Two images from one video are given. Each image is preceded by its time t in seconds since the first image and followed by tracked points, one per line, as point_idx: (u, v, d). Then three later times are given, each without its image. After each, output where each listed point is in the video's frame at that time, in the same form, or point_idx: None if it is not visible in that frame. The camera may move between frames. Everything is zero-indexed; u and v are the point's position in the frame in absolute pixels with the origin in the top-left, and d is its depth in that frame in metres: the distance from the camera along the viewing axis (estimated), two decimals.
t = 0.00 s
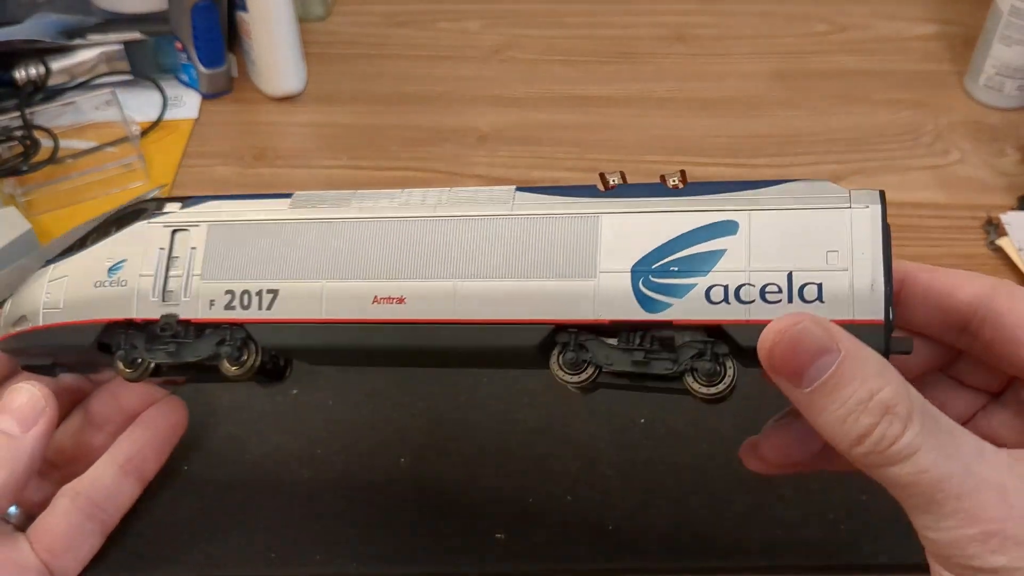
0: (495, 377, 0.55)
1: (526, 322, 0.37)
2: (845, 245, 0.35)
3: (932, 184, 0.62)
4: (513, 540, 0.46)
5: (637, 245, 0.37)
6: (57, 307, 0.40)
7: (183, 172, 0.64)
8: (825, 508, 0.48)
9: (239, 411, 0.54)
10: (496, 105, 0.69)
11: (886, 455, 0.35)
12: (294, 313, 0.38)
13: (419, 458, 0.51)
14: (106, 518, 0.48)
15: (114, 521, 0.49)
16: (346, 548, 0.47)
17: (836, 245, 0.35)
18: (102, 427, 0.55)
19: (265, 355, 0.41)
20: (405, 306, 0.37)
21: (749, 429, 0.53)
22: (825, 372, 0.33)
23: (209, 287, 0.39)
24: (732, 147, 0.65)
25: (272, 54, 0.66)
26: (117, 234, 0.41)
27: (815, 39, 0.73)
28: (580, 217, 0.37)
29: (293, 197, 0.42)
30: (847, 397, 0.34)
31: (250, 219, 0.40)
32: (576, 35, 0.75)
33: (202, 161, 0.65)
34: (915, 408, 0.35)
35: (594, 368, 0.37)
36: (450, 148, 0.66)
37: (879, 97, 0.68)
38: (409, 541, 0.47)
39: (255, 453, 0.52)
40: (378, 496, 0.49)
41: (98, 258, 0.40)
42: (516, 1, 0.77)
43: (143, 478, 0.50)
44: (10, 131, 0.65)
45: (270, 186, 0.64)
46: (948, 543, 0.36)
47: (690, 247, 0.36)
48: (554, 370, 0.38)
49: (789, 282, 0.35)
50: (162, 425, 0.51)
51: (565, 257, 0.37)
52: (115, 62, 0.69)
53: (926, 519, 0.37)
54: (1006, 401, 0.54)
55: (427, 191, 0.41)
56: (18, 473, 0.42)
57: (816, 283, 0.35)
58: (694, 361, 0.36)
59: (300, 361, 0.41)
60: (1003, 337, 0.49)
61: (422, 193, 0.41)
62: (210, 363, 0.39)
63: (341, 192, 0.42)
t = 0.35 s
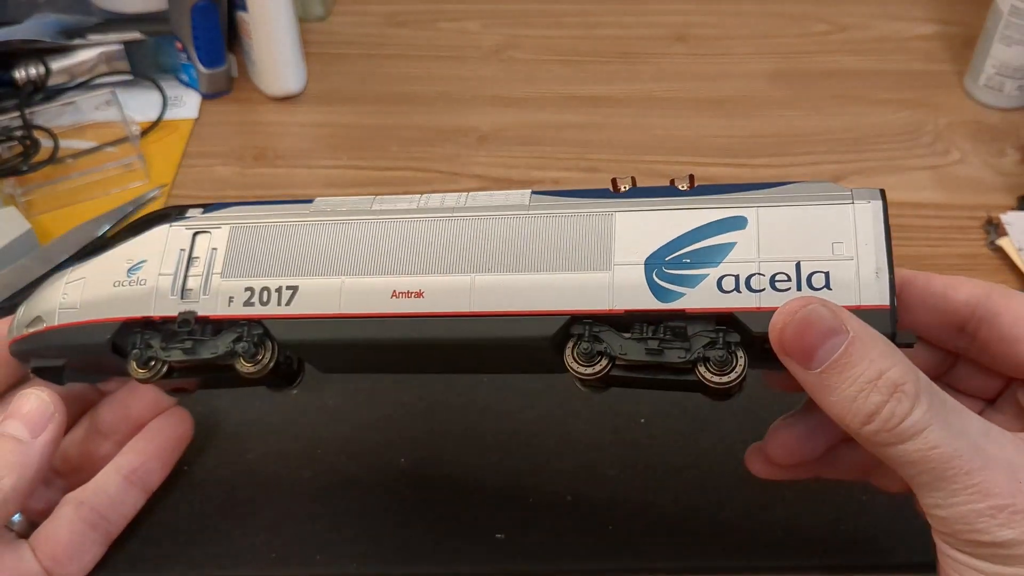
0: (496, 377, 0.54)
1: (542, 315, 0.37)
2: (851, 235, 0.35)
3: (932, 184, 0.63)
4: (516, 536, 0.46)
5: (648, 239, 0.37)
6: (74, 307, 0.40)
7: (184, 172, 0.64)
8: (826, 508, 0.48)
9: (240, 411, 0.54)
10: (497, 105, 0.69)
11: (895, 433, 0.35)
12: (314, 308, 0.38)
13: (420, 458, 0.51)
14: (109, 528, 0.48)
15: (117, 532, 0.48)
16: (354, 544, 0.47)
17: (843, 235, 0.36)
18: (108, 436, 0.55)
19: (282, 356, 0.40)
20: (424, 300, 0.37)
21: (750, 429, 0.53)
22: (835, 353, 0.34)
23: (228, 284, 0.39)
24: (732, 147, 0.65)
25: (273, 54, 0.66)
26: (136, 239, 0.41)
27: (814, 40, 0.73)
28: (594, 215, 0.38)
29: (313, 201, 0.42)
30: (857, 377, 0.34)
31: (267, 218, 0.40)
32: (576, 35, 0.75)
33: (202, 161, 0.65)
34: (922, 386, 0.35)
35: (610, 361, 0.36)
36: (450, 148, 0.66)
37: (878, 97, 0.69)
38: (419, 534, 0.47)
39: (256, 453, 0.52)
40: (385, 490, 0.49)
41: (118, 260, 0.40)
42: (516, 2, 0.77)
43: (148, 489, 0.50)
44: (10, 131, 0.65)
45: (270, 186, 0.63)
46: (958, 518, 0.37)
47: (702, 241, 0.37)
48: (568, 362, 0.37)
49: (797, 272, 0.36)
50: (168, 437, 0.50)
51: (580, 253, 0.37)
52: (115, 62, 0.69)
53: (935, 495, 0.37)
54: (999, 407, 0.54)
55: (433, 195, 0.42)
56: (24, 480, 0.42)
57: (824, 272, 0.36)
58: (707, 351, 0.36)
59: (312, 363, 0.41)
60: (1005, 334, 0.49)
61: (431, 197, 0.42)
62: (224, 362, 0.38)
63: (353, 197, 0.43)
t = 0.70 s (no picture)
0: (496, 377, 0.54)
1: (542, 315, 0.37)
2: (850, 236, 0.36)
3: (932, 184, 0.63)
4: (515, 537, 0.46)
5: (648, 240, 0.37)
6: (74, 308, 0.40)
7: (184, 172, 0.64)
8: (824, 508, 0.48)
9: (240, 411, 0.54)
10: (497, 105, 0.69)
11: (895, 433, 0.35)
12: (313, 309, 0.38)
13: (419, 457, 0.51)
14: (110, 529, 0.48)
15: (117, 533, 0.48)
16: (355, 544, 0.47)
17: (842, 236, 0.36)
18: (107, 437, 0.55)
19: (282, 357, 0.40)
20: (425, 300, 0.37)
21: (750, 429, 0.53)
22: (836, 353, 0.34)
23: (229, 285, 0.39)
24: (732, 147, 0.65)
25: (273, 54, 0.66)
26: (136, 239, 0.41)
27: (814, 40, 0.73)
28: (594, 217, 0.38)
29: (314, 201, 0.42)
30: (857, 377, 0.34)
31: (268, 218, 0.40)
32: (576, 35, 0.75)
33: (202, 161, 0.65)
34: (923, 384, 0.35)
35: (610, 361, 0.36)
36: (450, 148, 0.66)
37: (878, 97, 0.69)
38: (420, 534, 0.47)
39: (256, 453, 0.52)
40: (386, 490, 0.49)
41: (117, 261, 0.40)
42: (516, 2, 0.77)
43: (149, 490, 0.50)
44: (10, 131, 0.65)
45: (270, 186, 0.63)
46: (959, 518, 0.37)
47: (702, 241, 0.37)
48: (569, 363, 0.37)
49: (797, 272, 0.36)
50: (169, 437, 0.50)
51: (581, 254, 0.37)
52: (115, 62, 0.69)
53: (936, 495, 0.37)
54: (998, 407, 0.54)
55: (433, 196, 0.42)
56: (23, 482, 0.42)
57: (824, 273, 0.36)
58: (707, 351, 0.36)
59: (313, 364, 0.41)
60: (1003, 333, 0.49)
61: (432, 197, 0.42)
62: (225, 362, 0.38)
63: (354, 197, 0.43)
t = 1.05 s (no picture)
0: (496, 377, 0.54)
1: (543, 315, 0.37)
2: (850, 236, 0.36)
3: (931, 184, 0.63)
4: (514, 537, 0.46)
5: (649, 239, 0.37)
6: (73, 307, 0.40)
7: (184, 172, 0.64)
8: (824, 508, 0.48)
9: (240, 411, 0.54)
10: (497, 105, 0.69)
11: (896, 433, 0.35)
12: (313, 309, 0.38)
13: (419, 457, 0.51)
14: (108, 529, 0.48)
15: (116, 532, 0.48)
16: (355, 544, 0.47)
17: (842, 236, 0.36)
18: (107, 437, 0.55)
19: (282, 356, 0.40)
20: (426, 300, 0.37)
21: (750, 429, 0.53)
22: (836, 353, 0.34)
23: (230, 285, 0.39)
24: (732, 147, 0.65)
25: (272, 54, 0.66)
26: (138, 237, 0.41)
27: (814, 39, 0.73)
28: (597, 218, 0.38)
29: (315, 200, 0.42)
30: (857, 377, 0.34)
31: (269, 218, 0.40)
32: (576, 35, 0.75)
33: (202, 161, 0.65)
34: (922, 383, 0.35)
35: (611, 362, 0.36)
36: (450, 148, 0.66)
37: (878, 98, 0.69)
38: (420, 534, 0.47)
39: (256, 453, 0.52)
40: (386, 490, 0.49)
41: (118, 260, 0.40)
42: (516, 2, 0.77)
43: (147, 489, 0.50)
44: (10, 131, 0.65)
45: (270, 186, 0.63)
46: (958, 517, 0.37)
47: (702, 242, 0.37)
48: (571, 364, 0.37)
49: (798, 272, 0.36)
50: (166, 437, 0.50)
51: (582, 254, 0.37)
52: (115, 62, 0.69)
53: (936, 495, 0.37)
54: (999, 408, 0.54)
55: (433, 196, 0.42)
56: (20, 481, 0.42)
57: (825, 273, 0.36)
58: (709, 351, 0.36)
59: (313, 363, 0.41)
60: (1002, 333, 0.49)
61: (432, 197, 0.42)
62: (225, 362, 0.38)
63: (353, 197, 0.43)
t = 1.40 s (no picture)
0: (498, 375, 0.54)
1: (569, 344, 0.39)
2: (866, 273, 0.37)
3: (932, 184, 0.62)
4: (513, 537, 0.46)
5: (678, 272, 0.37)
6: (71, 337, 0.40)
7: (183, 172, 0.64)
8: (820, 508, 0.48)
9: (236, 411, 0.53)
10: (497, 105, 0.69)
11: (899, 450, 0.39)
12: (340, 340, 0.39)
13: (420, 458, 0.51)
14: (90, 524, 0.50)
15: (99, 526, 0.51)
16: (354, 543, 0.47)
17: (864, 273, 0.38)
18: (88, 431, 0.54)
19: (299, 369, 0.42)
20: (455, 332, 0.38)
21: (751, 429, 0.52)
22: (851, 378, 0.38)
23: (245, 316, 0.38)
24: (732, 147, 0.65)
25: (272, 54, 0.66)
26: (130, 255, 0.39)
27: (814, 39, 0.73)
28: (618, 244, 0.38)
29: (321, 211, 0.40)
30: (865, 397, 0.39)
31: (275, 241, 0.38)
32: (576, 35, 0.75)
33: (202, 161, 0.65)
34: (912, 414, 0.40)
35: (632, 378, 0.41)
36: (450, 148, 0.66)
37: (878, 98, 0.69)
38: (420, 535, 0.47)
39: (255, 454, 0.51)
40: (385, 490, 0.49)
41: (111, 282, 0.39)
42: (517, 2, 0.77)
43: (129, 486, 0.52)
44: (10, 131, 0.65)
45: (269, 186, 0.63)
46: (954, 520, 0.38)
47: (726, 275, 0.37)
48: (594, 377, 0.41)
49: (815, 307, 0.38)
50: (148, 440, 0.52)
51: (608, 284, 0.38)
52: (115, 62, 0.69)
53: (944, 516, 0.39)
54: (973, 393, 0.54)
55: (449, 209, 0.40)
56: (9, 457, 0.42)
57: (839, 309, 0.38)
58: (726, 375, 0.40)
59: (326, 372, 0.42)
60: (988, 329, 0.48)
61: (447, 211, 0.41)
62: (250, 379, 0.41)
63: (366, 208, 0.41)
